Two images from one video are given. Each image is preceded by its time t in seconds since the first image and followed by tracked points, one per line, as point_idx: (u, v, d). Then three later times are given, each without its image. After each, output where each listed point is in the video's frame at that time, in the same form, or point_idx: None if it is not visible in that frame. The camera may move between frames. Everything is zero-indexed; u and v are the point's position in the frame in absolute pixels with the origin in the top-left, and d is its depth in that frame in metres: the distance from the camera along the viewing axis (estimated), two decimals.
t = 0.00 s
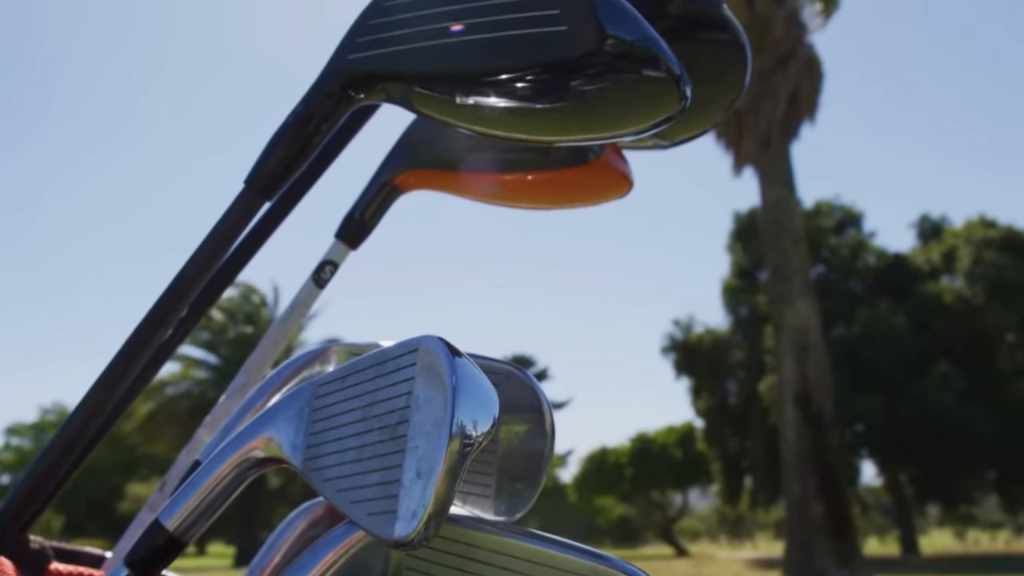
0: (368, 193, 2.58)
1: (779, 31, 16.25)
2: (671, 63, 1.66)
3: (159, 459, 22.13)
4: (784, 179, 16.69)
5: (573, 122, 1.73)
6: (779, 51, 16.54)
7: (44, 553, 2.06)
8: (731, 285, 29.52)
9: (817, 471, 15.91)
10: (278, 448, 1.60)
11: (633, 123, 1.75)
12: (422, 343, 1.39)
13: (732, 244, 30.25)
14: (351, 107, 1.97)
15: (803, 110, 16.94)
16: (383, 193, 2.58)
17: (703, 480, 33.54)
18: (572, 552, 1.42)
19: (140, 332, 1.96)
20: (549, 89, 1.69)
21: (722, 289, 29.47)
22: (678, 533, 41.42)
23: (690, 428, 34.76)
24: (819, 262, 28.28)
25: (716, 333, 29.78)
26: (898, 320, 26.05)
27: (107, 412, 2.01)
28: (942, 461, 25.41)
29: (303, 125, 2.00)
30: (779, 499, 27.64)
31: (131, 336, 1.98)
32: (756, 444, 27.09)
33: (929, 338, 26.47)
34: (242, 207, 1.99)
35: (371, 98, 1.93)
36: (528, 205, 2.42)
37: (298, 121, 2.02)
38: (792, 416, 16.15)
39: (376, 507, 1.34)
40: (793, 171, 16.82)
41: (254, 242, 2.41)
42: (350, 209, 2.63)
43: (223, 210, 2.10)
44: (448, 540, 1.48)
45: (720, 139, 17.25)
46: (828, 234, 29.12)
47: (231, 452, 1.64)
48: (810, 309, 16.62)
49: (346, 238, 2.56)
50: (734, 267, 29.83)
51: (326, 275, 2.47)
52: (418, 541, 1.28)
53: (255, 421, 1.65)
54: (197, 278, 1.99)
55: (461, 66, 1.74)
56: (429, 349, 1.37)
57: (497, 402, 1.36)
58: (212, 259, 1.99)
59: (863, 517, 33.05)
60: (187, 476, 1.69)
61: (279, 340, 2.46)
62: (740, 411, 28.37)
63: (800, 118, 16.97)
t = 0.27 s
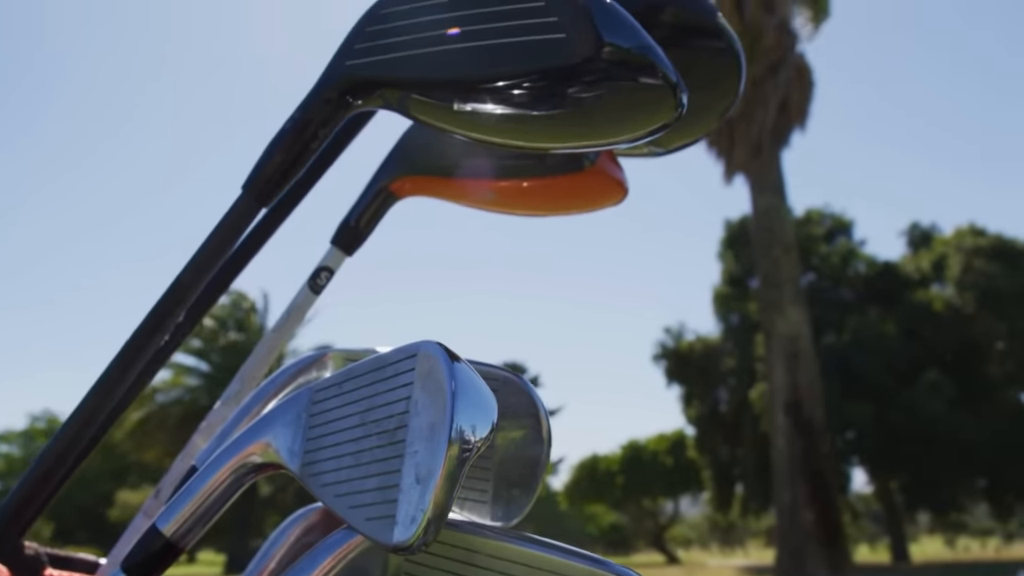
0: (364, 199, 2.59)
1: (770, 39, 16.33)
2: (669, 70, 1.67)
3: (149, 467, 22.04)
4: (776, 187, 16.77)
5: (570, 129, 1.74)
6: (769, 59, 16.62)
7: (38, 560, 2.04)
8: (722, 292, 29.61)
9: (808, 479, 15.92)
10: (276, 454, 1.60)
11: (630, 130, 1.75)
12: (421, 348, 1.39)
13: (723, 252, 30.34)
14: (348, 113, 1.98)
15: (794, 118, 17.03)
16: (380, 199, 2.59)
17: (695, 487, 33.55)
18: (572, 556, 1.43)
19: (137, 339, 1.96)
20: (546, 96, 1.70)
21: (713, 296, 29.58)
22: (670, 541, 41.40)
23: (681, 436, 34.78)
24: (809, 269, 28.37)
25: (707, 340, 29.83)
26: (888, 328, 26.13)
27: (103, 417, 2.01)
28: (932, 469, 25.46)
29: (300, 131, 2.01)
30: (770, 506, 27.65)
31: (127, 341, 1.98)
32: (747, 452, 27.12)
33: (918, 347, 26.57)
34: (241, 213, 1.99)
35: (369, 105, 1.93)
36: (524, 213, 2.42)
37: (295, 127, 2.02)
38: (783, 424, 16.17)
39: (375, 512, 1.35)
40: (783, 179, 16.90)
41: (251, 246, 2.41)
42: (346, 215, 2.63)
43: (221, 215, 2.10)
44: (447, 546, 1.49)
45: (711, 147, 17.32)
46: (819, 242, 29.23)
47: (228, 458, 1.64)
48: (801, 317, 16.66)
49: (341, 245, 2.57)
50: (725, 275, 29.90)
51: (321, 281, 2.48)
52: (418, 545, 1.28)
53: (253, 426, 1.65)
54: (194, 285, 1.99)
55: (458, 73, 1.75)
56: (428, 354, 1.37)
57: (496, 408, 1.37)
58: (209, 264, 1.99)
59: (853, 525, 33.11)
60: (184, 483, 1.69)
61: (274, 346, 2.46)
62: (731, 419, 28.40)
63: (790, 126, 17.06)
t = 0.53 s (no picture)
0: (363, 203, 2.59)
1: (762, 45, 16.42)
2: (668, 74, 1.68)
3: (142, 472, 21.98)
4: (769, 193, 16.84)
5: (570, 133, 1.75)
6: (762, 64, 16.70)
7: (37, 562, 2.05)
8: (715, 298, 29.68)
9: (801, 484, 15.92)
10: (277, 456, 1.60)
11: (628, 134, 1.76)
12: (422, 352, 1.39)
13: (716, 258, 30.39)
14: (350, 116, 1.98)
15: (787, 124, 17.11)
16: (378, 203, 2.58)
17: (688, 493, 33.55)
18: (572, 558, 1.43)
19: (136, 342, 1.96)
20: (545, 99, 1.70)
21: (706, 302, 29.66)
22: (663, 546, 41.36)
23: (675, 441, 34.77)
24: (802, 275, 28.44)
25: (700, 346, 29.87)
26: (881, 333, 26.19)
27: (104, 420, 2.02)
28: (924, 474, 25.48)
29: (300, 135, 2.00)
30: (763, 512, 27.66)
31: (127, 345, 1.99)
32: (741, 457, 27.14)
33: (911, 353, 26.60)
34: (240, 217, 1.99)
35: (368, 109, 1.93)
36: (522, 217, 2.43)
37: (295, 131, 2.01)
38: (776, 430, 16.14)
39: (376, 514, 1.35)
40: (776, 184, 16.98)
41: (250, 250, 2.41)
42: (345, 219, 2.63)
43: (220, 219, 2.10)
44: (452, 547, 1.49)
45: (704, 154, 17.38)
46: (812, 248, 29.30)
47: (228, 461, 1.64)
48: (794, 323, 16.69)
49: (339, 249, 2.57)
50: (718, 280, 29.96)
51: (319, 285, 2.48)
52: (420, 547, 1.28)
53: (252, 430, 1.65)
54: (195, 288, 1.99)
55: (458, 77, 1.75)
56: (430, 357, 1.37)
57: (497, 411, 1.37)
58: (209, 268, 1.99)
59: (845, 531, 33.11)
60: (184, 486, 1.69)
61: (272, 350, 2.46)
62: (724, 424, 28.41)
63: (783, 133, 17.14)
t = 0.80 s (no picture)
0: (363, 207, 2.59)
1: (756, 52, 16.51)
2: (669, 80, 1.69)
3: (133, 479, 21.90)
4: (762, 200, 16.93)
5: (572, 138, 1.75)
6: (756, 71, 16.79)
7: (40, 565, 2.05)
8: (708, 304, 29.72)
9: (794, 490, 15.92)
10: (280, 460, 1.60)
11: (630, 138, 1.76)
12: (428, 354, 1.39)
13: (709, 264, 30.45)
14: (353, 120, 1.98)
15: (779, 131, 17.21)
16: (378, 207, 2.59)
17: (681, 499, 33.54)
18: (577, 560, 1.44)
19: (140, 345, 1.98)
20: (546, 104, 1.71)
21: (699, 308, 29.70)
22: (655, 553, 41.32)
23: (668, 447, 34.77)
24: (795, 281, 28.52)
25: (693, 352, 29.91)
26: (873, 339, 26.25)
27: (107, 422, 2.04)
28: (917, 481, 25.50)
29: (302, 141, 2.01)
30: (756, 518, 27.66)
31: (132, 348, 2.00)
32: (734, 463, 27.16)
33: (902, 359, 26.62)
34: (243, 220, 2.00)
35: (372, 112, 1.94)
36: (523, 221, 2.45)
37: (298, 135, 2.02)
38: (769, 436, 16.15)
39: (382, 516, 1.35)
40: (768, 191, 17.06)
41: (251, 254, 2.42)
42: (345, 222, 2.62)
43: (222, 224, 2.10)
44: (462, 552, 1.48)
45: (697, 160, 17.45)
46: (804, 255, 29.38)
47: (232, 465, 1.64)
48: (787, 330, 16.72)
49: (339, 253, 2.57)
50: (711, 287, 30.02)
51: (320, 289, 2.48)
52: (426, 550, 1.28)
53: (255, 433, 1.65)
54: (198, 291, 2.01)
55: (460, 83, 1.76)
56: (434, 361, 1.37)
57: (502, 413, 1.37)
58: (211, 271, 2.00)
59: (838, 538, 33.11)
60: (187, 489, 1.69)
61: (272, 355, 2.46)
62: (717, 431, 28.42)
63: (775, 140, 17.23)
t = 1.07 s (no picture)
0: (365, 211, 2.60)
1: (750, 59, 16.56)
2: (675, 84, 1.69)
3: (127, 484, 21.83)
4: (757, 206, 16.96)
5: (576, 141, 1.76)
6: (751, 77, 16.80)
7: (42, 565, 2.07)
8: (702, 311, 29.77)
9: (788, 496, 15.90)
10: (285, 462, 1.61)
11: (632, 142, 1.77)
12: (436, 357, 1.40)
13: (704, 270, 30.48)
14: (359, 123, 1.99)
15: (774, 138, 17.29)
16: (380, 211, 2.59)
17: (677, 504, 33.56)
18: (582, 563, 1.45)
19: (144, 348, 2.00)
20: (550, 107, 1.72)
21: (694, 314, 29.75)
22: (650, 558, 41.26)
23: (663, 453, 34.78)
24: (790, 288, 28.58)
25: (688, 359, 29.92)
26: (868, 345, 26.28)
27: (111, 425, 2.05)
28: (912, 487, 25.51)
29: (307, 144, 2.02)
30: (751, 525, 27.64)
31: (136, 352, 2.02)
32: (729, 469, 27.17)
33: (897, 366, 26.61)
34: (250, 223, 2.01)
35: (377, 116, 1.95)
36: (527, 226, 2.46)
37: (303, 138, 2.03)
38: (764, 442, 16.12)
39: (391, 517, 1.36)
40: (763, 197, 17.10)
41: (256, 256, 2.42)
42: (348, 226, 2.63)
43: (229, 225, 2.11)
44: (467, 550, 1.48)
45: (692, 166, 17.48)
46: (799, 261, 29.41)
47: (236, 466, 1.64)
48: (782, 336, 16.74)
49: (344, 256, 2.57)
50: (706, 293, 30.04)
51: (323, 292, 2.49)
52: (437, 550, 1.29)
53: (261, 436, 1.65)
54: (202, 294, 2.03)
55: (469, 84, 1.77)
56: (442, 364, 1.38)
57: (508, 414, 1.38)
58: (216, 274, 2.02)
59: (834, 543, 33.10)
60: (194, 489, 1.70)
61: (274, 358, 2.47)
62: (712, 437, 28.39)
63: (771, 146, 17.28)
